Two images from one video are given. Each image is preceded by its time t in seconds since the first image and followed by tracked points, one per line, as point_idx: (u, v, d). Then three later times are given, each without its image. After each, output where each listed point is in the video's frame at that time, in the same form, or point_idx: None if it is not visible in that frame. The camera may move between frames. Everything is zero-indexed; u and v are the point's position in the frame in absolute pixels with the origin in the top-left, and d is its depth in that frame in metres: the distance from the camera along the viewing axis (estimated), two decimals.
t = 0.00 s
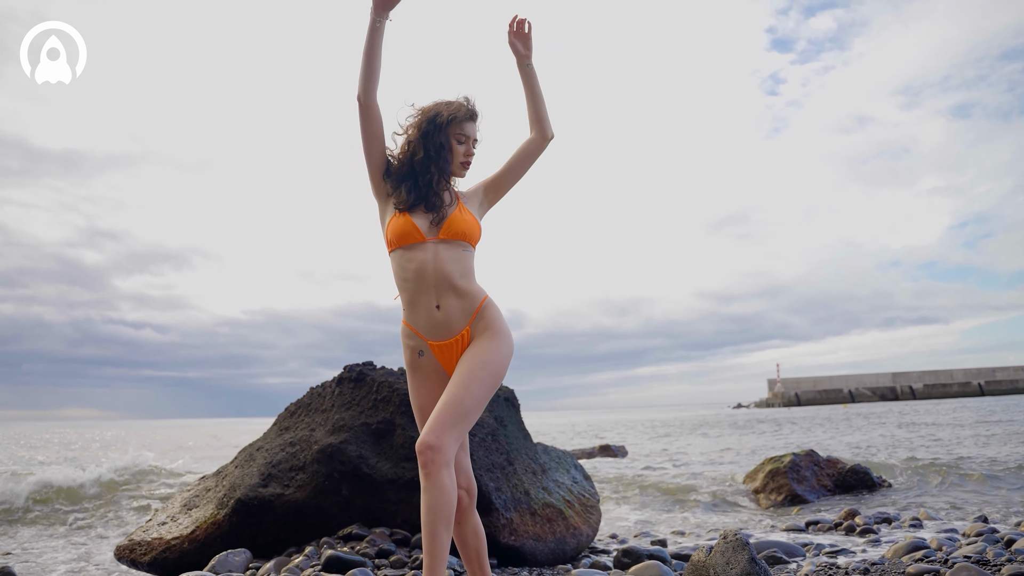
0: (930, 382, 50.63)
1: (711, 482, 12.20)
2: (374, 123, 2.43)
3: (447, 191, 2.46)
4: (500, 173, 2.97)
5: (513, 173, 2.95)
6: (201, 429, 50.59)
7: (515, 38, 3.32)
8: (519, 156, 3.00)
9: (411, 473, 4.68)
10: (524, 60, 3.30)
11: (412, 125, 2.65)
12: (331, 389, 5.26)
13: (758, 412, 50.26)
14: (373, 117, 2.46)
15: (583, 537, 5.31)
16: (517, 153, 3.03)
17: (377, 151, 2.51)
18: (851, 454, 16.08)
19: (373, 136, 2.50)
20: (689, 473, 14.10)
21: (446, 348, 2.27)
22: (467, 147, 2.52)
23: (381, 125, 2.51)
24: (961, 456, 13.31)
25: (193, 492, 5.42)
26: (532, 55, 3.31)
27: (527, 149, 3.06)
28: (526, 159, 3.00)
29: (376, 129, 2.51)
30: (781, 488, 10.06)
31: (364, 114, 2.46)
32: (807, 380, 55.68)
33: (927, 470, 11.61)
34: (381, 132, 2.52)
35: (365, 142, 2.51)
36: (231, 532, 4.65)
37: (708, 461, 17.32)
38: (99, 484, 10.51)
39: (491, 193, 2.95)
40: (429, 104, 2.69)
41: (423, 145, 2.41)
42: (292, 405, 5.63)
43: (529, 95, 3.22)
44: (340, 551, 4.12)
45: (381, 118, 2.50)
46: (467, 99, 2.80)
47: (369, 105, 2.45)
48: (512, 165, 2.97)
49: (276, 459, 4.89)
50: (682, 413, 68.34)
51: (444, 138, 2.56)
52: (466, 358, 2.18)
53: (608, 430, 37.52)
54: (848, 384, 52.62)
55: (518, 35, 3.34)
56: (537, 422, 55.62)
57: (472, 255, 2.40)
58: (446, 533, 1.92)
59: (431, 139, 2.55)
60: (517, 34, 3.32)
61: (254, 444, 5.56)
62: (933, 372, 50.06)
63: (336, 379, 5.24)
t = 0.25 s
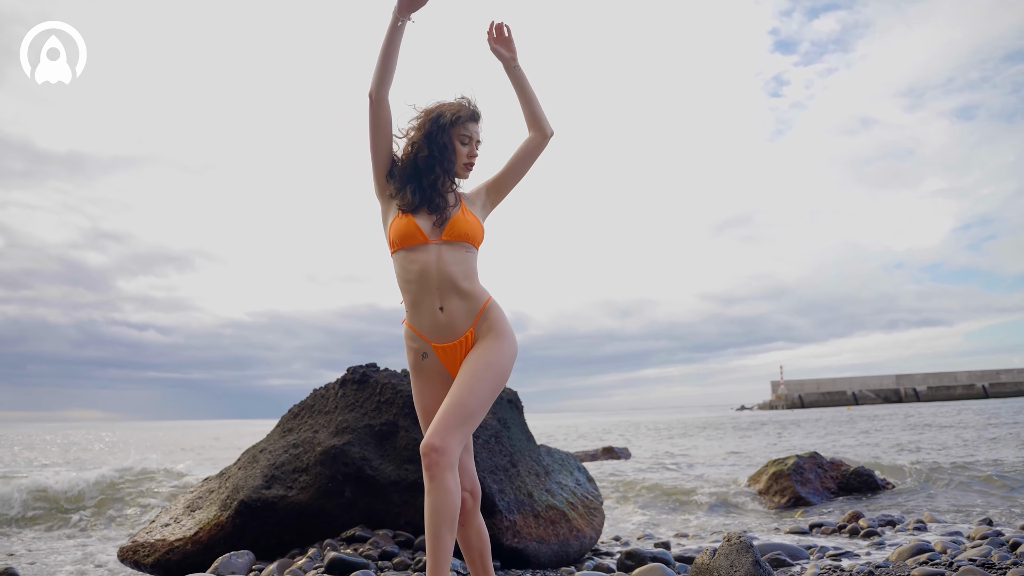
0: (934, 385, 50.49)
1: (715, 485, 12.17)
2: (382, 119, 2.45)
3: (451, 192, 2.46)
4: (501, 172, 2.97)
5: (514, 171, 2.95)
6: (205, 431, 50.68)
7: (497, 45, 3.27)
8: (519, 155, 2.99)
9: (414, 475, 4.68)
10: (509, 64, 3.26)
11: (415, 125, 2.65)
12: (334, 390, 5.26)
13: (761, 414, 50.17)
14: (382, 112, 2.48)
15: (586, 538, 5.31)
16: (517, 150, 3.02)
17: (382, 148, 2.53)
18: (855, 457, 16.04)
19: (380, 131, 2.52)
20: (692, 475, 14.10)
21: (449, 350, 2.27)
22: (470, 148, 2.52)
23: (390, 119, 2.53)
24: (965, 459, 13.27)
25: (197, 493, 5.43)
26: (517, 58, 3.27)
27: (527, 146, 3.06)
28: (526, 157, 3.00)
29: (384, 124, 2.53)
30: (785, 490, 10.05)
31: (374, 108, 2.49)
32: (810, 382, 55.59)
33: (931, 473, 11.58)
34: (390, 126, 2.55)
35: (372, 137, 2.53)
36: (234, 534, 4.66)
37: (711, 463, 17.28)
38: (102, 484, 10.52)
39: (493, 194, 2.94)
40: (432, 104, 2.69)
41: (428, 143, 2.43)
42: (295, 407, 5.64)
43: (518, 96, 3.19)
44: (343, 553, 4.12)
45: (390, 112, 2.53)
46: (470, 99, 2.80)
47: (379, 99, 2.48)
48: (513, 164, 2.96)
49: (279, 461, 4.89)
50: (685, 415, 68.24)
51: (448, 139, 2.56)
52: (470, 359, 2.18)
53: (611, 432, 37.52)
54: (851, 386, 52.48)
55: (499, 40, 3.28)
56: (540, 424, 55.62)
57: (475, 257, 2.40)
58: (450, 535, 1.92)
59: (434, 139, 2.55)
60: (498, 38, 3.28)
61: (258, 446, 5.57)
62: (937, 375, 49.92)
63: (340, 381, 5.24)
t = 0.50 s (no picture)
0: (936, 388, 50.40)
1: (717, 488, 12.16)
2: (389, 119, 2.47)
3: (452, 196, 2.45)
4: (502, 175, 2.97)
5: (515, 174, 2.95)
6: (207, 431, 50.66)
7: (483, 57, 3.22)
8: (520, 157, 2.98)
9: (416, 478, 4.68)
10: (496, 73, 3.21)
11: (416, 128, 2.64)
12: (336, 393, 5.26)
13: (763, 417, 50.11)
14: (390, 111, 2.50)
15: (588, 542, 5.29)
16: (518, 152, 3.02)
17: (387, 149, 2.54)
18: (857, 460, 16.00)
19: (387, 131, 2.55)
20: (694, 479, 14.07)
21: (452, 354, 2.27)
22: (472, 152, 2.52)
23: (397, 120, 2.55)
24: (967, 464, 13.24)
25: (198, 495, 5.43)
26: (503, 66, 3.23)
27: (527, 148, 3.04)
28: (526, 159, 2.98)
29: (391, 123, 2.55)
30: (787, 494, 10.05)
31: (383, 108, 2.51)
32: (812, 385, 55.51)
33: (933, 477, 11.54)
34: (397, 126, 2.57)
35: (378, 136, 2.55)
36: (235, 536, 4.66)
37: (713, 466, 17.25)
38: (104, 485, 10.51)
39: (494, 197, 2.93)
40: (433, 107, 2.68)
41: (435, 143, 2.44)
42: (297, 409, 5.64)
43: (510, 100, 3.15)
44: (344, 556, 4.11)
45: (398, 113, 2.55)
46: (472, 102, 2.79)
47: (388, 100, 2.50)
48: (514, 167, 2.96)
49: (280, 463, 4.89)
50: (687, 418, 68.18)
51: (450, 143, 2.56)
52: (473, 364, 2.17)
53: (613, 434, 37.48)
54: (853, 389, 52.42)
55: (481, 51, 3.23)
56: (542, 426, 55.56)
57: (477, 261, 2.40)
58: (452, 540, 1.92)
59: (436, 142, 2.54)
60: (483, 48, 3.23)
61: (259, 448, 5.56)
62: (939, 378, 49.84)
63: (341, 384, 5.24)
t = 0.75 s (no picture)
0: (937, 392, 50.35)
1: (717, 492, 12.13)
2: (394, 122, 2.47)
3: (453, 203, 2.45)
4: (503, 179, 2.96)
5: (516, 180, 2.95)
6: (208, 433, 50.71)
7: (472, 69, 3.21)
8: (520, 162, 2.98)
9: (416, 482, 4.67)
10: (488, 83, 3.19)
11: (418, 133, 2.64)
12: (337, 397, 5.26)
13: (764, 421, 50.05)
14: (395, 115, 2.50)
15: (589, 547, 5.28)
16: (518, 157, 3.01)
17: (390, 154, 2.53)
18: (858, 465, 15.97)
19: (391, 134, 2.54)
20: (695, 482, 14.06)
21: (453, 361, 2.26)
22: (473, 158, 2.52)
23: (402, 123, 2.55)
24: (969, 469, 13.21)
25: (198, 499, 5.42)
26: (495, 75, 3.21)
27: (527, 153, 3.03)
28: (526, 164, 2.98)
29: (396, 127, 2.55)
30: (788, 498, 10.04)
31: (389, 111, 2.51)
32: (813, 389, 55.46)
33: (935, 481, 11.52)
34: (402, 129, 2.57)
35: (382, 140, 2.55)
36: (235, 540, 4.65)
37: (714, 470, 17.21)
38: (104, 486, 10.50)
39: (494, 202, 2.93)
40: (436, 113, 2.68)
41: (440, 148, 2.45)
42: (298, 412, 5.64)
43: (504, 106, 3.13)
44: (345, 561, 4.10)
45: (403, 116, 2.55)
46: (475, 107, 2.79)
47: (394, 104, 2.50)
48: (514, 172, 2.95)
49: (281, 467, 4.88)
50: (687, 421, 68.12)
51: (452, 149, 2.56)
52: (475, 371, 2.17)
53: (613, 437, 37.46)
54: (854, 393, 52.37)
55: (471, 63, 3.22)
56: (543, 429, 55.52)
57: (478, 267, 2.39)
58: (454, 548, 1.91)
59: (438, 148, 2.54)
60: (472, 60, 3.21)
61: (260, 452, 5.56)
62: (940, 382, 49.78)
63: (342, 388, 5.24)
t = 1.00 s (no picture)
0: (939, 396, 50.26)
1: (720, 497, 12.10)
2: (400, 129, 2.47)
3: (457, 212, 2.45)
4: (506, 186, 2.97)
5: (518, 188, 2.95)
6: (210, 438, 50.74)
7: (467, 83, 3.19)
8: (521, 170, 2.99)
9: (418, 490, 4.67)
10: (483, 94, 3.17)
11: (421, 143, 2.64)
12: (339, 404, 5.26)
13: (766, 425, 49.96)
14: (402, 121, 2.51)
15: (592, 554, 5.28)
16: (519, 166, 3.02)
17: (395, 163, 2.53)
18: (861, 470, 15.93)
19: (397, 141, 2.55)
20: (697, 488, 14.03)
21: (456, 372, 2.25)
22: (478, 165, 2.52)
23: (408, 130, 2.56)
24: (972, 474, 13.18)
25: (200, 506, 5.41)
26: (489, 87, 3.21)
27: (528, 162, 3.03)
28: (527, 173, 2.98)
29: (402, 134, 2.56)
30: (791, 503, 10.09)
31: (395, 117, 2.51)
32: (815, 393, 55.37)
33: (938, 487, 11.48)
34: (408, 137, 2.58)
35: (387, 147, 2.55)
36: (237, 548, 4.63)
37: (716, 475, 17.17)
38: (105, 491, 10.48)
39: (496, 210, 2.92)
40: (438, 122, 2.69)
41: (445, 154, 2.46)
42: (300, 420, 5.63)
43: (502, 116, 3.12)
44: (347, 569, 4.09)
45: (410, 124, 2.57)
46: (476, 116, 2.81)
47: (401, 111, 2.51)
48: (516, 180, 2.96)
49: (283, 474, 4.87)
50: (689, 425, 68.00)
51: (456, 158, 2.56)
52: (478, 382, 2.16)
53: (615, 442, 37.40)
54: (856, 397, 52.28)
55: (464, 76, 3.21)
56: (544, 434, 55.48)
57: (480, 278, 2.39)
58: (456, 561, 1.91)
59: (442, 156, 2.54)
60: (464, 75, 3.20)
61: (261, 459, 5.55)
62: (942, 386, 49.68)
63: (344, 395, 5.24)
